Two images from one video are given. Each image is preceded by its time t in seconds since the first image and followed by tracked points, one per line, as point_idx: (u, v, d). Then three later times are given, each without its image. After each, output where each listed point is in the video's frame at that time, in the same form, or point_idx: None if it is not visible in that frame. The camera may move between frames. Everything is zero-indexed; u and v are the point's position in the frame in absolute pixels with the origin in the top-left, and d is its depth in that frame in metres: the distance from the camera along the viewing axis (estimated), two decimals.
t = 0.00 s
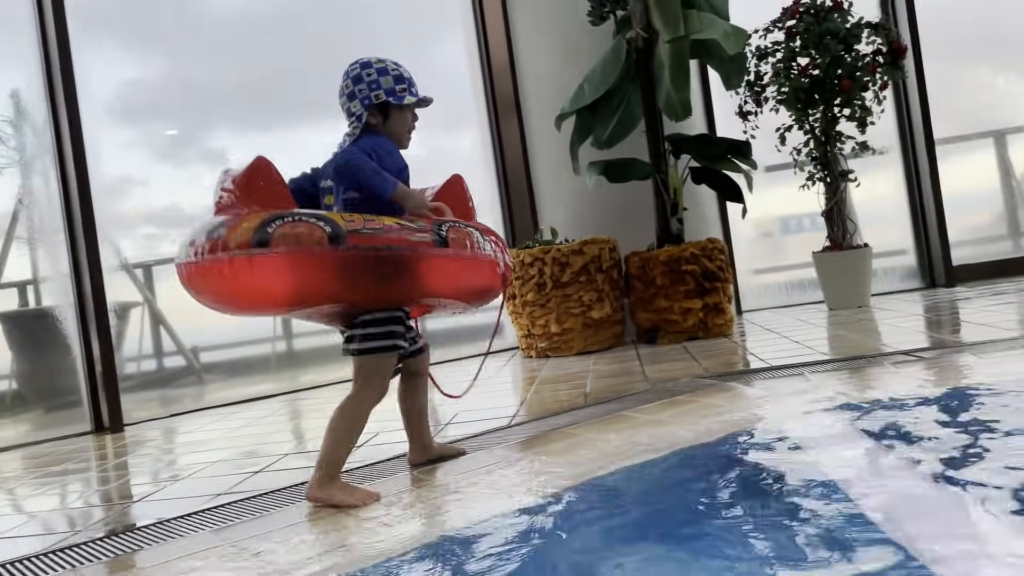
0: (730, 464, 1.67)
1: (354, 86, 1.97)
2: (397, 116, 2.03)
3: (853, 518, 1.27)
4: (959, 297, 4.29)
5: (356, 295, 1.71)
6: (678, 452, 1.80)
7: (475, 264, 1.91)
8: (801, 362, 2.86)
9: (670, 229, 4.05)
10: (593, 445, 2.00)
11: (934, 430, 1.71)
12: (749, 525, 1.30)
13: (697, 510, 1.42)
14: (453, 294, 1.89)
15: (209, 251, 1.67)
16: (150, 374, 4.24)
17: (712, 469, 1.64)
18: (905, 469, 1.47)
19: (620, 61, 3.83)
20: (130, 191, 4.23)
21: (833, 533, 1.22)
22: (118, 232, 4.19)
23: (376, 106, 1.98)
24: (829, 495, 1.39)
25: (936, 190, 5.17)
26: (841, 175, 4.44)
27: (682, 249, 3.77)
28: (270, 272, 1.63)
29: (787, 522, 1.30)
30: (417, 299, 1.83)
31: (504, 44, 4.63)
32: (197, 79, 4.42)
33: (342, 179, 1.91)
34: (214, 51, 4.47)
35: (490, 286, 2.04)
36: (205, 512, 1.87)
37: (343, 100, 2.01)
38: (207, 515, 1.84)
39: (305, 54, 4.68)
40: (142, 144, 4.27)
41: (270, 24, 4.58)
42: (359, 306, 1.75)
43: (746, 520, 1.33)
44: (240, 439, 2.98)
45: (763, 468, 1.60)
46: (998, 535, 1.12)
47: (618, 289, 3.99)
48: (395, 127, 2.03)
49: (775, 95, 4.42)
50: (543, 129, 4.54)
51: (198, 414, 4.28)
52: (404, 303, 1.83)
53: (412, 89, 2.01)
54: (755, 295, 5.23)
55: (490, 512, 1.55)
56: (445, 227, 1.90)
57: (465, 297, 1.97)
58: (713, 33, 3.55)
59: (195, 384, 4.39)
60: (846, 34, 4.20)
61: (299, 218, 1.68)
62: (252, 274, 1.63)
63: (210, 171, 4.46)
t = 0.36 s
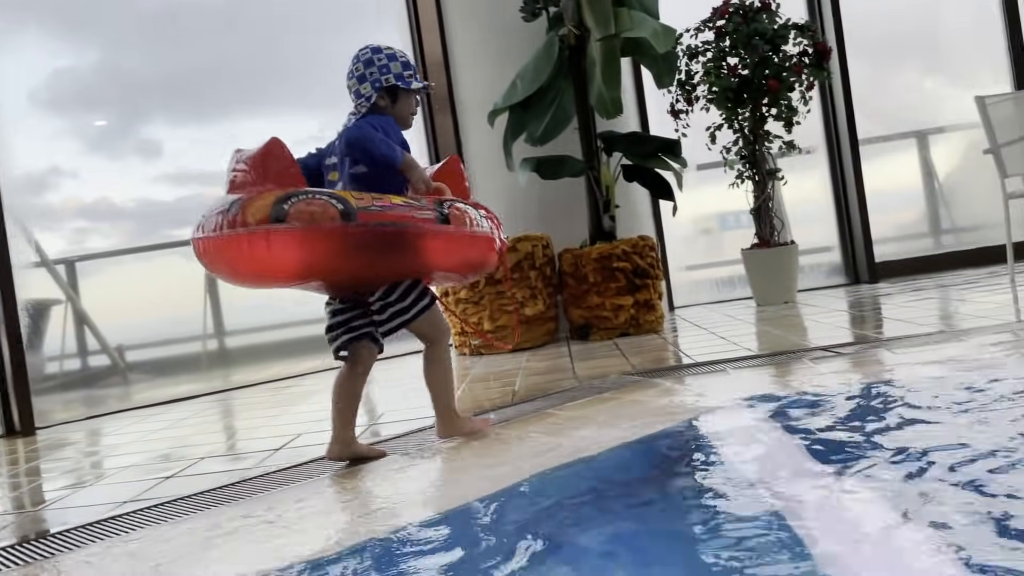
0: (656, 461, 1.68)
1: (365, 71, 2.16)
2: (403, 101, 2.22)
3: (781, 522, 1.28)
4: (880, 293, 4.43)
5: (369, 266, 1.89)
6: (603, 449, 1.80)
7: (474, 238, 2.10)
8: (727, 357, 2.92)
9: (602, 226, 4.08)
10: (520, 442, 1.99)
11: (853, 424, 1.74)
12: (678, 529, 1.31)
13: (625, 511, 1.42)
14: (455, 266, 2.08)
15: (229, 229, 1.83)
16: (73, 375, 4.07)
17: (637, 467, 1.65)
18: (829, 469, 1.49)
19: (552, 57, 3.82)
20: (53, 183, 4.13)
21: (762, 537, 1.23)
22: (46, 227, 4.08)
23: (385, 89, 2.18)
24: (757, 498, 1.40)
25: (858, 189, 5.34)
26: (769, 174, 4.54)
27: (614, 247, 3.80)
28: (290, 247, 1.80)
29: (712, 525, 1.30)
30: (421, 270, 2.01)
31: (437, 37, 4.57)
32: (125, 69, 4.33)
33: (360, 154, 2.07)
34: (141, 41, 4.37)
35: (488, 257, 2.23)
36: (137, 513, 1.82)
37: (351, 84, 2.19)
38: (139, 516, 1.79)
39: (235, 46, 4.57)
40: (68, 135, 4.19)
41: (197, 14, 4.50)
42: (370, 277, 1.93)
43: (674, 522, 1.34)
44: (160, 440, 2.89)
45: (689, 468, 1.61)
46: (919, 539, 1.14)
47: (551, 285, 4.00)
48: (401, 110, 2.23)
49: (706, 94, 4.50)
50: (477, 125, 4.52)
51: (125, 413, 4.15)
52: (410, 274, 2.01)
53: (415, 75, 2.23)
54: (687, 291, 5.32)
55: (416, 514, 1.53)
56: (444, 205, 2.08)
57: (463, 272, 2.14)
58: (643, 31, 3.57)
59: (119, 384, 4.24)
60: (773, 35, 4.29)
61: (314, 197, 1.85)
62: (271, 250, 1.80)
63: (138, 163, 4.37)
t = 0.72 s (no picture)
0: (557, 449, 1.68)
1: (350, 68, 2.20)
2: (389, 94, 2.25)
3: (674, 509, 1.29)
4: (776, 280, 4.59)
5: (389, 265, 2.06)
6: (504, 438, 1.79)
7: (480, 219, 2.22)
8: (630, 344, 2.97)
9: (508, 216, 4.09)
10: (423, 434, 1.96)
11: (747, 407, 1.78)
12: (575, 518, 1.30)
13: (526, 502, 1.41)
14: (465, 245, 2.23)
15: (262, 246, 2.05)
16: None
17: (538, 456, 1.65)
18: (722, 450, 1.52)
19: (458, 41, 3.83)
20: None
21: (657, 524, 1.24)
22: None
23: (371, 84, 2.21)
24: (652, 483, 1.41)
25: (756, 180, 5.51)
26: (671, 163, 4.62)
27: (519, 235, 3.81)
28: (315, 258, 1.99)
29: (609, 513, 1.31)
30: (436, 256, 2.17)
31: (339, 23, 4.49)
32: (14, 50, 4.11)
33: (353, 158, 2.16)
34: (27, 18, 4.12)
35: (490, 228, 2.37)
36: (24, 514, 1.73)
37: (337, 77, 2.23)
38: (15, 522, 1.68)
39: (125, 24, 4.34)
40: None
41: None
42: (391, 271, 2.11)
43: (571, 512, 1.33)
44: (44, 440, 2.74)
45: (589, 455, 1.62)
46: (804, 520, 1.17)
47: (457, 274, 3.97)
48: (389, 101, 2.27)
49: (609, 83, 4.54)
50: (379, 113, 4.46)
51: (6, 410, 3.99)
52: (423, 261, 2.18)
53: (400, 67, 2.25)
54: (594, 278, 5.40)
55: (312, 513, 1.48)
56: (448, 190, 2.20)
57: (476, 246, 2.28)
58: (546, 19, 3.61)
59: (6, 382, 4.16)
60: (674, 26, 4.36)
61: (333, 209, 2.02)
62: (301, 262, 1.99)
63: (31, 150, 4.20)
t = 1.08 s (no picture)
0: (472, 456, 1.68)
1: (351, 65, 2.38)
2: (387, 94, 2.43)
3: (580, 507, 1.31)
4: (696, 285, 4.69)
5: (339, 250, 2.15)
6: (421, 448, 1.78)
7: (446, 217, 2.26)
8: (552, 350, 2.99)
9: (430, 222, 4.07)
10: (339, 445, 1.93)
11: (658, 412, 1.82)
12: (486, 520, 1.31)
13: (442, 505, 1.41)
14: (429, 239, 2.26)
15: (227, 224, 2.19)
16: None
17: (454, 463, 1.65)
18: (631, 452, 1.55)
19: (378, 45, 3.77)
20: None
21: (566, 524, 1.25)
22: None
23: (368, 83, 2.40)
24: (561, 485, 1.43)
25: (677, 187, 5.62)
26: (593, 170, 4.68)
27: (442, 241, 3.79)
28: (262, 238, 2.10)
29: (518, 515, 1.32)
30: (395, 246, 2.23)
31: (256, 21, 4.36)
32: None
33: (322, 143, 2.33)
34: None
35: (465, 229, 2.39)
36: None
37: (340, 77, 2.43)
38: None
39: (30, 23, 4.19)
40: None
41: None
42: (350, 257, 2.19)
43: (481, 515, 1.34)
44: None
45: (503, 460, 1.63)
46: (705, 516, 1.19)
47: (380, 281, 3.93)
48: (386, 102, 2.45)
49: (532, 91, 4.58)
50: (300, 114, 4.44)
51: None
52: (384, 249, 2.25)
53: (399, 70, 2.43)
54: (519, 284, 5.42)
55: (224, 525, 1.46)
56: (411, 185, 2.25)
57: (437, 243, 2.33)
58: (467, 26, 3.60)
59: None
60: (594, 35, 4.43)
61: (286, 196, 2.13)
62: (259, 241, 2.11)
63: None
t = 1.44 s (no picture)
0: (416, 476, 1.67)
1: (394, 89, 2.46)
2: (427, 119, 2.49)
3: (517, 526, 1.30)
4: (645, 301, 4.73)
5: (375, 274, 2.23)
6: (364, 468, 1.76)
7: (480, 239, 2.30)
8: (501, 368, 2.98)
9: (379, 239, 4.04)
10: (281, 466, 1.89)
11: (602, 430, 1.82)
12: (426, 540, 1.30)
13: (385, 527, 1.38)
14: (464, 260, 2.29)
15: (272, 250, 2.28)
16: None
17: (397, 483, 1.63)
18: (571, 469, 1.55)
19: (325, 60, 3.76)
20: None
21: (505, 547, 1.22)
22: None
23: (410, 108, 2.46)
24: (499, 505, 1.42)
25: (626, 203, 5.68)
26: (543, 187, 4.71)
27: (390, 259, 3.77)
28: (302, 263, 2.19)
29: (456, 535, 1.30)
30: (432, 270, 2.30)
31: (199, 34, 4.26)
32: None
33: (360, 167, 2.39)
34: None
35: (499, 251, 2.39)
36: None
37: (382, 102, 2.50)
38: None
39: None
40: None
41: None
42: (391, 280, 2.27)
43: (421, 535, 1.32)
44: None
45: (445, 481, 1.61)
46: (645, 536, 1.18)
47: (327, 298, 3.88)
48: (426, 128, 2.51)
49: (482, 108, 4.60)
50: (246, 129, 4.36)
51: None
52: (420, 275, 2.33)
53: (439, 96, 2.50)
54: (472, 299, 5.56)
55: (160, 552, 1.41)
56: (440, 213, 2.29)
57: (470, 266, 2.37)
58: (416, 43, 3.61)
59: None
60: (544, 54, 4.46)
61: (323, 222, 2.23)
62: (298, 271, 2.21)
63: None
